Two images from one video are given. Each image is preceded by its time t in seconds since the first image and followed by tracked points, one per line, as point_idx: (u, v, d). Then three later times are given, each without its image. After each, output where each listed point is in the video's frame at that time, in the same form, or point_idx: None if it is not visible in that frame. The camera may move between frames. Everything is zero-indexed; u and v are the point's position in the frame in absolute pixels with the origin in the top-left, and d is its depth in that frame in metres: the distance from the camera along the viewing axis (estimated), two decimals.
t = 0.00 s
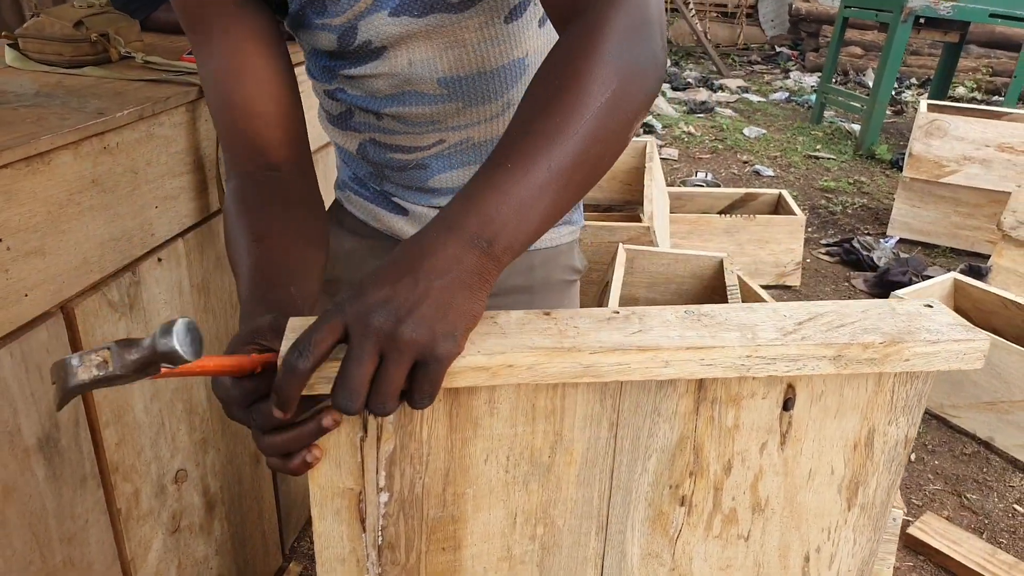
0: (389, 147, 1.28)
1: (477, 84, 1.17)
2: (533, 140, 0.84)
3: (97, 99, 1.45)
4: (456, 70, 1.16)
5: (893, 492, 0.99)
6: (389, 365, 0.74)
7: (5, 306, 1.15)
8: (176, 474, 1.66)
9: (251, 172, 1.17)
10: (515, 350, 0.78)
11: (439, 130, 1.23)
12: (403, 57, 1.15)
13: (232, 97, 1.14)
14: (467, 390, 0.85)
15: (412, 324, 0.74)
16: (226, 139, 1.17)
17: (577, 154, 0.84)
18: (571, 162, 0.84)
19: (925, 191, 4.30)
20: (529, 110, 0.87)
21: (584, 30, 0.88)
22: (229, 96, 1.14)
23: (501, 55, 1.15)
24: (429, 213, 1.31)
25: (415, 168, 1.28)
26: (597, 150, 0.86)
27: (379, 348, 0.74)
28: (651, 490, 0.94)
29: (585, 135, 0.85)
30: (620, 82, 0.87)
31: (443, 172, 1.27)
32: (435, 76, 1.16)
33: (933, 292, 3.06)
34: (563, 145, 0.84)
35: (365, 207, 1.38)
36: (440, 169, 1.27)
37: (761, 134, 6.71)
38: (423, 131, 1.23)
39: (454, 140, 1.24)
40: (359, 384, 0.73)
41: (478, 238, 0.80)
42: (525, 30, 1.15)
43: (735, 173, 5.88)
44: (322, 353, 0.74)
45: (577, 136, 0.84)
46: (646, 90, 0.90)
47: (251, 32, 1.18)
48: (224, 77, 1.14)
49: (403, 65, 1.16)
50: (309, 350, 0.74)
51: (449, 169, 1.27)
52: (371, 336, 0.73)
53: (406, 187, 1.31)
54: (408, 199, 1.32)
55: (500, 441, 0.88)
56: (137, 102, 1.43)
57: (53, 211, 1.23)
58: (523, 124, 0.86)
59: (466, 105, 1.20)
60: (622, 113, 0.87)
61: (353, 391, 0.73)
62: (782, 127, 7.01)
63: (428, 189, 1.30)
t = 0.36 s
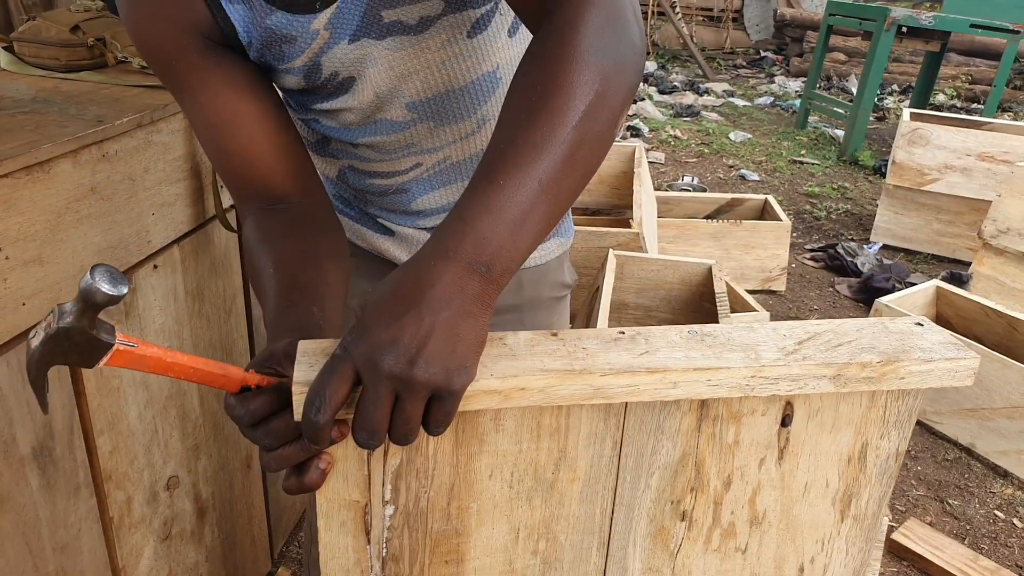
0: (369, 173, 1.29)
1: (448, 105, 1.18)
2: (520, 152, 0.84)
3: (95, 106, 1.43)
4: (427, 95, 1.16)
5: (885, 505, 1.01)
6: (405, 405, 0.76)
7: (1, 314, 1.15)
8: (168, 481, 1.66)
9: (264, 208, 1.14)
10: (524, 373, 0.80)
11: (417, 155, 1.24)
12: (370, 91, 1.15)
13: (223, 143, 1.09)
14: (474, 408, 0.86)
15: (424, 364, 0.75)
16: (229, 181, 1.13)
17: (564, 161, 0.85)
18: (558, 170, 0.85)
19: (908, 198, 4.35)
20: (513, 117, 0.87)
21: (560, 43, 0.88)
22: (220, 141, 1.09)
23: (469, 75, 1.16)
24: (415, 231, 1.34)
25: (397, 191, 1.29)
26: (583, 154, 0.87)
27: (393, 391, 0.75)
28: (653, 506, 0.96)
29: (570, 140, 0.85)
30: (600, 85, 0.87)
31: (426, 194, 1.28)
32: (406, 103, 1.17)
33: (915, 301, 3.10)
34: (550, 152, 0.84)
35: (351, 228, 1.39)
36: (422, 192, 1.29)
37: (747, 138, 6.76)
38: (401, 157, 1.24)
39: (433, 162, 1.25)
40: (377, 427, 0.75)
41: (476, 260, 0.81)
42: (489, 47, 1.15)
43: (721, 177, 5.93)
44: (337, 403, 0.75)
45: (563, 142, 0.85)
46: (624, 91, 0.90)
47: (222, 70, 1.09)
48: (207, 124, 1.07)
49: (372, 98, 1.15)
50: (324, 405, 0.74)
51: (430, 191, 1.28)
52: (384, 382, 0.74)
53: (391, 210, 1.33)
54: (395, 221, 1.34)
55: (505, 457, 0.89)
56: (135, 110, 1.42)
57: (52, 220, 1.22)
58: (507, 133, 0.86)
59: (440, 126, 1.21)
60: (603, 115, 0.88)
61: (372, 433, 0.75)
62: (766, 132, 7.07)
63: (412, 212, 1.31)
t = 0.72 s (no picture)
0: (395, 173, 1.28)
1: (476, 105, 1.17)
2: (542, 149, 0.85)
3: (111, 105, 1.43)
4: (455, 94, 1.16)
5: (896, 512, 1.01)
6: (428, 412, 0.75)
7: (18, 312, 1.15)
8: (175, 479, 1.66)
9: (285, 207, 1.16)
10: (544, 377, 0.80)
11: (444, 156, 1.23)
12: (400, 89, 1.14)
13: (250, 142, 1.10)
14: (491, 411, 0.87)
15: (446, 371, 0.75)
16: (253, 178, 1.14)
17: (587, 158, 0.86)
18: (580, 167, 0.86)
19: (913, 204, 4.35)
20: (535, 115, 0.87)
21: (586, 41, 0.88)
22: (246, 140, 1.10)
23: (498, 74, 1.15)
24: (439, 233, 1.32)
25: (423, 192, 1.28)
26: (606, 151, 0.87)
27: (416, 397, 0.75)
28: (666, 511, 0.97)
29: (593, 137, 0.86)
30: (623, 81, 0.87)
31: (451, 196, 1.27)
32: (434, 101, 1.16)
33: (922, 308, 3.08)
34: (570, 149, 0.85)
35: (377, 229, 1.39)
36: (448, 194, 1.27)
37: (751, 142, 6.76)
38: (428, 157, 1.23)
39: (460, 163, 1.24)
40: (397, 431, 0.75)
41: (496, 259, 0.81)
42: (520, 46, 1.14)
43: (725, 180, 5.92)
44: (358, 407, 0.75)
45: (585, 139, 0.85)
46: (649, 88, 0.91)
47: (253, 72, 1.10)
48: (235, 125, 1.09)
49: (401, 96, 1.15)
50: (344, 406, 0.74)
51: (456, 193, 1.27)
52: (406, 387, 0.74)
53: (416, 212, 1.32)
54: (419, 223, 1.33)
55: (520, 460, 0.90)
56: (150, 109, 1.42)
57: (68, 219, 1.22)
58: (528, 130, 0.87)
59: (468, 126, 1.20)
60: (628, 112, 0.88)
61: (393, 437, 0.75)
62: (771, 135, 7.07)
63: (437, 214, 1.30)
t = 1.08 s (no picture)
0: (395, 165, 1.26)
1: (480, 95, 1.17)
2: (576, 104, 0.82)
3: (115, 102, 1.42)
4: (458, 82, 1.16)
5: (904, 505, 1.02)
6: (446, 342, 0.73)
7: (23, 312, 1.16)
8: (181, 478, 1.67)
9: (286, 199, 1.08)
10: (559, 372, 0.81)
11: (445, 148, 1.22)
12: (402, 81, 1.15)
13: (252, 130, 1.06)
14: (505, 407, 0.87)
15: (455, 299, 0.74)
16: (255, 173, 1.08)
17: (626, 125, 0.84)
18: (612, 126, 0.83)
19: (913, 200, 4.35)
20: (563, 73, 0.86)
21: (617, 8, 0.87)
22: (248, 129, 1.06)
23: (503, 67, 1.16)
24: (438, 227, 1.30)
25: (423, 184, 1.26)
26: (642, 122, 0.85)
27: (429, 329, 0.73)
28: (677, 505, 0.98)
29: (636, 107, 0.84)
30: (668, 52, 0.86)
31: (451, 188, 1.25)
32: (437, 89, 1.16)
33: (922, 304, 3.08)
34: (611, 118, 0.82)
35: (374, 226, 1.34)
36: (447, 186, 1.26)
37: (750, 138, 6.77)
38: (429, 147, 1.22)
39: (461, 156, 1.23)
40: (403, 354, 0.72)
41: (506, 200, 0.78)
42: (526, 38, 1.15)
43: (724, 177, 5.92)
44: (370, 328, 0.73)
45: (621, 98, 0.83)
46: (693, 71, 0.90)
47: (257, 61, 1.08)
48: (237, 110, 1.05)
49: (403, 88, 1.16)
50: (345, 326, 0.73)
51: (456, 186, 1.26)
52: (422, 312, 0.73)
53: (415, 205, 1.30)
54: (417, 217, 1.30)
55: (534, 455, 0.91)
56: (154, 106, 1.42)
57: (73, 218, 1.22)
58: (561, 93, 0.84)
59: (470, 116, 1.20)
60: (666, 74, 0.86)
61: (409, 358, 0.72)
62: (770, 132, 7.08)
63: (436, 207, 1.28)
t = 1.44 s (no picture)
0: (374, 154, 1.21)
1: (467, 82, 1.15)
2: None
3: (108, 92, 1.41)
4: (447, 68, 1.13)
5: (896, 491, 1.03)
6: None
7: (19, 303, 1.16)
8: (177, 469, 1.67)
9: (263, 194, 1.07)
10: (560, 360, 0.82)
11: (428, 137, 1.19)
12: (389, 65, 1.11)
13: (233, 122, 1.06)
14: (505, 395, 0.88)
15: None
16: (232, 168, 1.08)
17: None
18: None
19: (904, 191, 4.38)
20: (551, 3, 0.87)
21: None
22: (229, 121, 1.06)
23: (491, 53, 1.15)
24: (415, 217, 1.26)
25: (403, 174, 1.22)
26: None
27: None
28: (674, 492, 0.99)
29: None
30: None
31: (432, 176, 1.23)
32: (425, 76, 1.13)
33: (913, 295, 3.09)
34: None
35: (347, 215, 1.30)
36: (428, 176, 1.23)
37: (743, 129, 6.78)
38: (412, 136, 1.18)
39: (444, 144, 1.21)
40: None
41: None
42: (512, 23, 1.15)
43: (717, 168, 5.93)
44: None
45: None
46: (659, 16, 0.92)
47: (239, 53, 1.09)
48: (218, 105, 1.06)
49: (389, 72, 1.11)
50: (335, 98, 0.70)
51: (437, 175, 1.23)
52: None
53: (391, 195, 1.26)
54: (395, 207, 1.26)
55: (533, 443, 0.92)
56: (149, 97, 1.41)
57: (67, 209, 1.22)
58: None
59: (455, 104, 1.17)
60: None
61: None
62: (763, 123, 7.09)
63: (415, 197, 1.25)
